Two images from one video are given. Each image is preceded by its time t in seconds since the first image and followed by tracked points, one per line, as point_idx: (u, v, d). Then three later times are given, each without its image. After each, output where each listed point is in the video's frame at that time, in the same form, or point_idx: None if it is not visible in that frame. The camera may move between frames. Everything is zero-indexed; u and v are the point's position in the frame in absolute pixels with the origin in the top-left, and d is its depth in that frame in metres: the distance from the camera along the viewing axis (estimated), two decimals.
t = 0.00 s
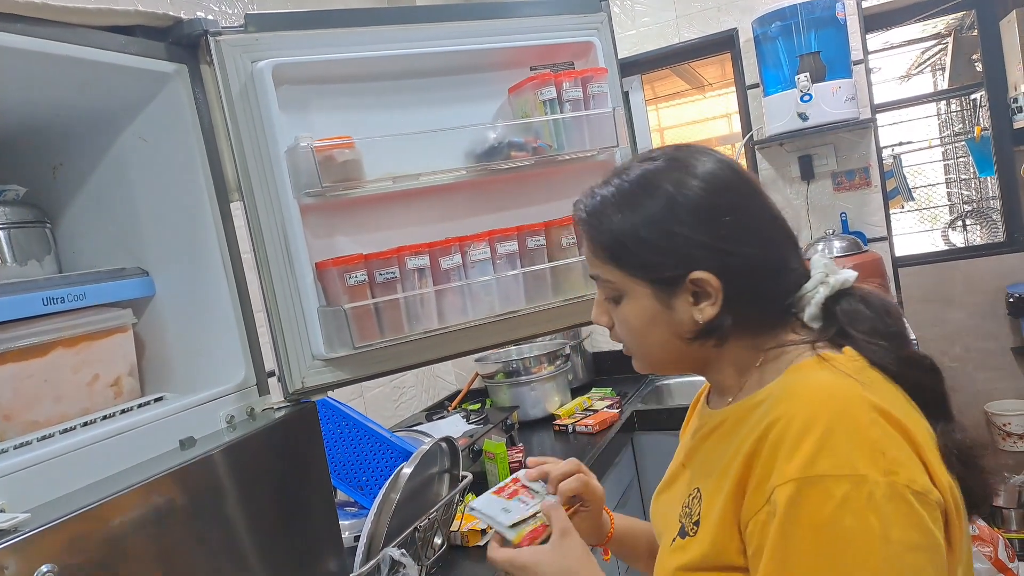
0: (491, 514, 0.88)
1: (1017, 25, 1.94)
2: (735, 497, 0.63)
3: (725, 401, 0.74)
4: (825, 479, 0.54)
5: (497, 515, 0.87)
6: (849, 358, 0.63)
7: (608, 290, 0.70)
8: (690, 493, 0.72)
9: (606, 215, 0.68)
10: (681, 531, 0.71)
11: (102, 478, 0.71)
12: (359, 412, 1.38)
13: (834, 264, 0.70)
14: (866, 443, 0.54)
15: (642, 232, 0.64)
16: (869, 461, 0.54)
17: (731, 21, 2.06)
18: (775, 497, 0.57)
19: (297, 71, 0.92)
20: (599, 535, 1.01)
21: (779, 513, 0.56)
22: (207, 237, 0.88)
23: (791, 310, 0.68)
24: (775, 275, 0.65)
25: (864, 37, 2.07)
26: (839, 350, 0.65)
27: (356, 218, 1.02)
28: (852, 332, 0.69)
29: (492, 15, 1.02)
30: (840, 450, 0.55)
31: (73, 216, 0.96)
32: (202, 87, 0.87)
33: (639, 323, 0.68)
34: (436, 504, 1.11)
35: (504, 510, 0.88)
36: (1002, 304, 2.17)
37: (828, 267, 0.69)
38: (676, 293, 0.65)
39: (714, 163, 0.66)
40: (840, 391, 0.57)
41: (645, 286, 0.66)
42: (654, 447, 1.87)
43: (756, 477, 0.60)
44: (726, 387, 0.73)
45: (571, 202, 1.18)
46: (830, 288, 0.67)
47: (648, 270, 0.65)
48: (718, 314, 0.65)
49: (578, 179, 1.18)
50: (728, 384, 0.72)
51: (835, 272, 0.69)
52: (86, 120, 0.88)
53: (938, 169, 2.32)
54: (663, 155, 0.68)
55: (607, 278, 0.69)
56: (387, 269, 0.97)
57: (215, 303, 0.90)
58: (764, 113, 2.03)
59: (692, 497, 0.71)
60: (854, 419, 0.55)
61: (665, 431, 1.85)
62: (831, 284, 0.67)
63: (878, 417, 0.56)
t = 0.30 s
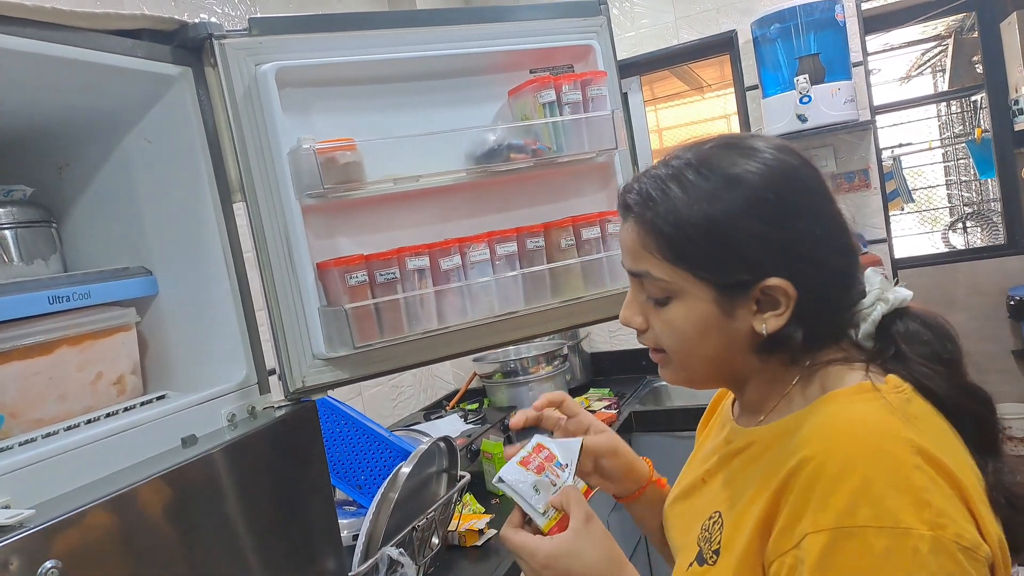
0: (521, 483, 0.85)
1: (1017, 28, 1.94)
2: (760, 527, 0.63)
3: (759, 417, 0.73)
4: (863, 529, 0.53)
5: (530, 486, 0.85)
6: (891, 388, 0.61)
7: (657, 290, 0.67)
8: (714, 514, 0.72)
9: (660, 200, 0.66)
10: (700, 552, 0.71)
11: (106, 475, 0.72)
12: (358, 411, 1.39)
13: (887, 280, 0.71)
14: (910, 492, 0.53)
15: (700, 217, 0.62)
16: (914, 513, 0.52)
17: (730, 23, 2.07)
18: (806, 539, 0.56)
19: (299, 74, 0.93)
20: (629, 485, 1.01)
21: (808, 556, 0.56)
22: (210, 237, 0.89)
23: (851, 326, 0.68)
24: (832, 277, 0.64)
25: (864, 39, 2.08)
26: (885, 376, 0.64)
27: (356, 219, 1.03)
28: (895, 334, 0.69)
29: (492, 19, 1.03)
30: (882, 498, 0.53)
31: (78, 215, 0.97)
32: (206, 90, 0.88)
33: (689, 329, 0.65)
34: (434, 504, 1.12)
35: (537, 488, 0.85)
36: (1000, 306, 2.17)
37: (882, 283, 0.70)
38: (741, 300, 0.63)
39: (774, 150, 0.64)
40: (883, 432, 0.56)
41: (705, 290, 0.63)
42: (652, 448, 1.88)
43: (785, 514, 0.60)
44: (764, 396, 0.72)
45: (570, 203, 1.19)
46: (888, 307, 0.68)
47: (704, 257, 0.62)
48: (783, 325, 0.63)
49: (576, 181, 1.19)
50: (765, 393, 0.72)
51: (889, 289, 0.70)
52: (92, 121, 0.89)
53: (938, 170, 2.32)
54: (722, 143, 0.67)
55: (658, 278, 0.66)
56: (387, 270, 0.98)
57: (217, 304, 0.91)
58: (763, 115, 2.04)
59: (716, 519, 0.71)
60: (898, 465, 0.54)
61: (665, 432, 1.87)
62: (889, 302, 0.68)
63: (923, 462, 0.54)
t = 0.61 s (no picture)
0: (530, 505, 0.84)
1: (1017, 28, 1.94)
2: (782, 543, 0.63)
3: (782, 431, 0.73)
4: (897, 560, 0.53)
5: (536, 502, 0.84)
6: (930, 410, 0.60)
7: (683, 316, 0.66)
8: (730, 521, 0.72)
9: (679, 221, 0.65)
10: (713, 560, 0.72)
11: (111, 477, 0.73)
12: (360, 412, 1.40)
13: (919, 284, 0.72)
14: (948, 525, 0.52)
15: (721, 238, 0.61)
16: (952, 547, 0.52)
17: (729, 24, 2.08)
18: (834, 565, 0.56)
19: (302, 78, 0.94)
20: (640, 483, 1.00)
21: None
22: (213, 240, 0.90)
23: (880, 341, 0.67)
24: (863, 290, 0.63)
25: (863, 40, 2.08)
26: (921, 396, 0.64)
27: (358, 222, 1.04)
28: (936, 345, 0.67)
29: (493, 21, 1.04)
30: (920, 531, 0.53)
31: (83, 218, 0.98)
32: (209, 93, 0.89)
33: (721, 357, 0.64)
34: (436, 505, 1.12)
35: (544, 502, 0.84)
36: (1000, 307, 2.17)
37: (912, 287, 0.70)
38: (776, 324, 0.62)
39: (794, 159, 0.63)
40: (924, 460, 0.55)
41: (736, 318, 0.62)
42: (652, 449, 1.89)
43: (811, 534, 0.59)
44: (792, 413, 0.72)
45: (571, 205, 1.20)
46: (919, 313, 0.68)
47: (728, 279, 0.61)
48: (819, 346, 0.63)
49: (577, 183, 1.20)
50: (793, 408, 0.71)
51: (920, 294, 0.71)
52: (97, 125, 0.89)
53: (938, 171, 2.26)
54: (738, 155, 0.65)
55: (686, 304, 0.65)
56: (390, 272, 0.98)
57: (220, 307, 0.92)
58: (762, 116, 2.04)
59: (732, 527, 0.71)
60: (938, 496, 0.53)
61: (665, 433, 1.87)
62: (919, 309, 0.69)
63: (962, 494, 0.54)
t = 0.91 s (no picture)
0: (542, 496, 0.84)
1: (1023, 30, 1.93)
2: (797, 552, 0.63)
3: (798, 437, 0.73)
4: None
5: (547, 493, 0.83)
6: (959, 429, 0.60)
7: (704, 318, 0.66)
8: (741, 524, 0.72)
9: (703, 220, 0.65)
10: (721, 562, 0.72)
11: (120, 474, 0.73)
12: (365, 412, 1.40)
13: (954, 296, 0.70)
14: (971, 550, 0.53)
15: (744, 240, 0.61)
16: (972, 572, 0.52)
17: (734, 25, 2.09)
18: None
19: (309, 79, 0.94)
20: (652, 483, 1.00)
21: None
22: (221, 240, 0.90)
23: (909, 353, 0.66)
24: (888, 297, 0.61)
25: (868, 42, 2.08)
26: (950, 414, 0.63)
27: (365, 222, 1.04)
28: (970, 356, 0.65)
29: (499, 22, 1.04)
30: (942, 554, 0.53)
31: (91, 217, 0.98)
32: (217, 93, 0.89)
33: (741, 359, 0.65)
34: (441, 505, 1.12)
35: (554, 494, 0.83)
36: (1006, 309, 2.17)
37: (947, 300, 0.69)
38: (800, 333, 0.62)
39: (828, 163, 0.61)
40: (952, 483, 0.55)
41: (757, 324, 0.63)
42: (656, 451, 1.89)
43: (828, 547, 0.60)
44: (812, 420, 0.72)
45: (576, 206, 1.20)
46: (952, 328, 0.67)
47: (748, 281, 0.61)
48: (843, 358, 0.63)
49: (583, 184, 1.20)
50: (811, 414, 0.71)
51: (955, 308, 0.69)
52: (106, 125, 0.90)
53: (943, 173, 2.20)
54: (771, 157, 0.64)
55: (706, 306, 0.65)
56: (396, 272, 0.98)
57: (228, 307, 0.92)
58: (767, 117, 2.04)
59: (744, 531, 0.71)
60: (963, 521, 0.53)
61: (669, 434, 1.87)
62: (952, 323, 0.68)
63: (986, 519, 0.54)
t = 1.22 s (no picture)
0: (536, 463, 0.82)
1: None
2: (802, 549, 0.63)
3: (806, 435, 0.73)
4: None
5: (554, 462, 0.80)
6: (966, 430, 0.60)
7: (736, 322, 0.65)
8: (747, 522, 0.72)
9: (744, 220, 0.63)
10: (724, 558, 0.71)
11: (120, 470, 0.73)
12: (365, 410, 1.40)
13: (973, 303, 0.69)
14: (978, 549, 0.52)
15: (789, 241, 0.60)
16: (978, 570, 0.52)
17: (737, 26, 2.09)
18: None
19: (312, 74, 0.94)
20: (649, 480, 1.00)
21: None
22: (224, 235, 0.90)
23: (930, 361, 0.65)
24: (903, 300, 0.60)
25: (870, 44, 2.08)
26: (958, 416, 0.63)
27: (368, 218, 1.04)
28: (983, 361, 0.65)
29: (504, 19, 1.04)
30: (949, 552, 0.53)
31: (93, 211, 0.98)
32: (220, 88, 0.89)
33: (772, 364, 0.64)
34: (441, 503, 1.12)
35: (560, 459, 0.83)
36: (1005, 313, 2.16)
37: (966, 304, 0.68)
38: (835, 342, 0.61)
39: (867, 159, 0.61)
40: (960, 483, 0.55)
41: (793, 332, 0.62)
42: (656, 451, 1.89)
43: (833, 544, 0.59)
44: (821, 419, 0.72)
45: (579, 204, 1.20)
46: (971, 332, 0.67)
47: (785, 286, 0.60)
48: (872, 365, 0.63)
49: (587, 183, 1.20)
50: (823, 417, 0.71)
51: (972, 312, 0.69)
52: (109, 119, 0.89)
53: (943, 176, 2.19)
54: (809, 155, 0.63)
55: (740, 311, 0.64)
56: (399, 269, 0.98)
57: (230, 302, 0.92)
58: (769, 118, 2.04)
59: (749, 528, 0.71)
60: (971, 519, 0.53)
61: (669, 435, 1.87)
62: (971, 327, 0.67)
63: (993, 519, 0.54)
